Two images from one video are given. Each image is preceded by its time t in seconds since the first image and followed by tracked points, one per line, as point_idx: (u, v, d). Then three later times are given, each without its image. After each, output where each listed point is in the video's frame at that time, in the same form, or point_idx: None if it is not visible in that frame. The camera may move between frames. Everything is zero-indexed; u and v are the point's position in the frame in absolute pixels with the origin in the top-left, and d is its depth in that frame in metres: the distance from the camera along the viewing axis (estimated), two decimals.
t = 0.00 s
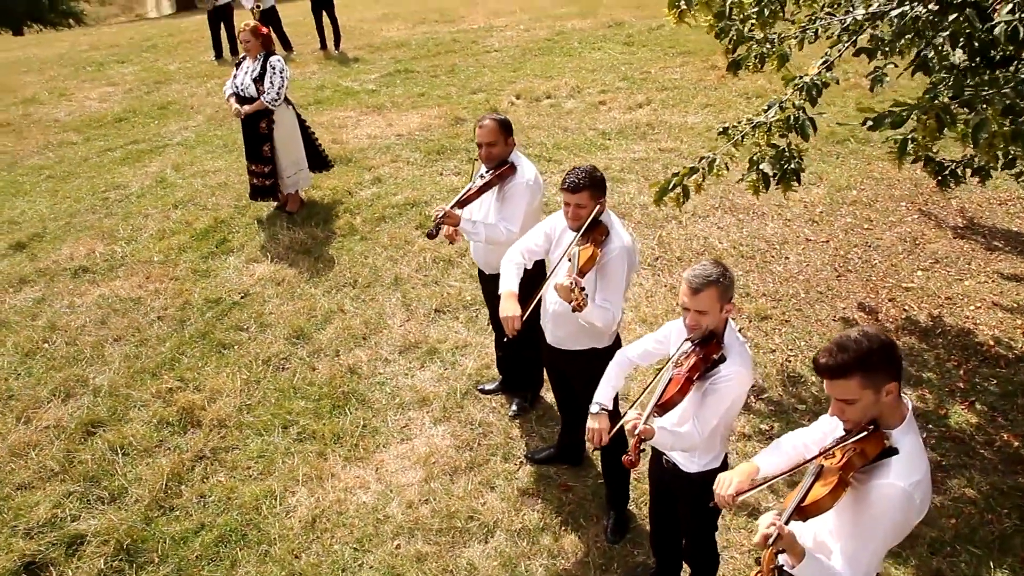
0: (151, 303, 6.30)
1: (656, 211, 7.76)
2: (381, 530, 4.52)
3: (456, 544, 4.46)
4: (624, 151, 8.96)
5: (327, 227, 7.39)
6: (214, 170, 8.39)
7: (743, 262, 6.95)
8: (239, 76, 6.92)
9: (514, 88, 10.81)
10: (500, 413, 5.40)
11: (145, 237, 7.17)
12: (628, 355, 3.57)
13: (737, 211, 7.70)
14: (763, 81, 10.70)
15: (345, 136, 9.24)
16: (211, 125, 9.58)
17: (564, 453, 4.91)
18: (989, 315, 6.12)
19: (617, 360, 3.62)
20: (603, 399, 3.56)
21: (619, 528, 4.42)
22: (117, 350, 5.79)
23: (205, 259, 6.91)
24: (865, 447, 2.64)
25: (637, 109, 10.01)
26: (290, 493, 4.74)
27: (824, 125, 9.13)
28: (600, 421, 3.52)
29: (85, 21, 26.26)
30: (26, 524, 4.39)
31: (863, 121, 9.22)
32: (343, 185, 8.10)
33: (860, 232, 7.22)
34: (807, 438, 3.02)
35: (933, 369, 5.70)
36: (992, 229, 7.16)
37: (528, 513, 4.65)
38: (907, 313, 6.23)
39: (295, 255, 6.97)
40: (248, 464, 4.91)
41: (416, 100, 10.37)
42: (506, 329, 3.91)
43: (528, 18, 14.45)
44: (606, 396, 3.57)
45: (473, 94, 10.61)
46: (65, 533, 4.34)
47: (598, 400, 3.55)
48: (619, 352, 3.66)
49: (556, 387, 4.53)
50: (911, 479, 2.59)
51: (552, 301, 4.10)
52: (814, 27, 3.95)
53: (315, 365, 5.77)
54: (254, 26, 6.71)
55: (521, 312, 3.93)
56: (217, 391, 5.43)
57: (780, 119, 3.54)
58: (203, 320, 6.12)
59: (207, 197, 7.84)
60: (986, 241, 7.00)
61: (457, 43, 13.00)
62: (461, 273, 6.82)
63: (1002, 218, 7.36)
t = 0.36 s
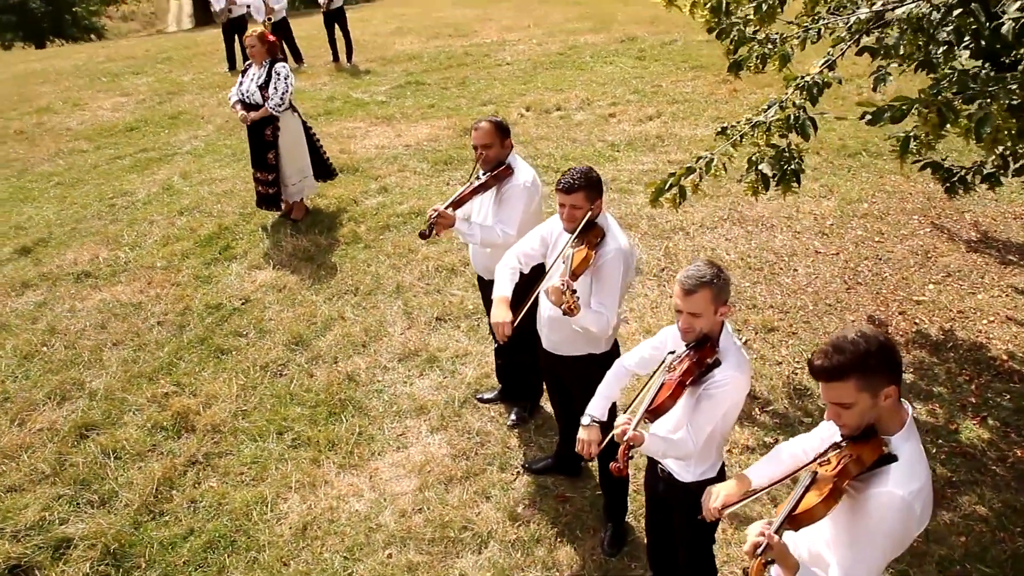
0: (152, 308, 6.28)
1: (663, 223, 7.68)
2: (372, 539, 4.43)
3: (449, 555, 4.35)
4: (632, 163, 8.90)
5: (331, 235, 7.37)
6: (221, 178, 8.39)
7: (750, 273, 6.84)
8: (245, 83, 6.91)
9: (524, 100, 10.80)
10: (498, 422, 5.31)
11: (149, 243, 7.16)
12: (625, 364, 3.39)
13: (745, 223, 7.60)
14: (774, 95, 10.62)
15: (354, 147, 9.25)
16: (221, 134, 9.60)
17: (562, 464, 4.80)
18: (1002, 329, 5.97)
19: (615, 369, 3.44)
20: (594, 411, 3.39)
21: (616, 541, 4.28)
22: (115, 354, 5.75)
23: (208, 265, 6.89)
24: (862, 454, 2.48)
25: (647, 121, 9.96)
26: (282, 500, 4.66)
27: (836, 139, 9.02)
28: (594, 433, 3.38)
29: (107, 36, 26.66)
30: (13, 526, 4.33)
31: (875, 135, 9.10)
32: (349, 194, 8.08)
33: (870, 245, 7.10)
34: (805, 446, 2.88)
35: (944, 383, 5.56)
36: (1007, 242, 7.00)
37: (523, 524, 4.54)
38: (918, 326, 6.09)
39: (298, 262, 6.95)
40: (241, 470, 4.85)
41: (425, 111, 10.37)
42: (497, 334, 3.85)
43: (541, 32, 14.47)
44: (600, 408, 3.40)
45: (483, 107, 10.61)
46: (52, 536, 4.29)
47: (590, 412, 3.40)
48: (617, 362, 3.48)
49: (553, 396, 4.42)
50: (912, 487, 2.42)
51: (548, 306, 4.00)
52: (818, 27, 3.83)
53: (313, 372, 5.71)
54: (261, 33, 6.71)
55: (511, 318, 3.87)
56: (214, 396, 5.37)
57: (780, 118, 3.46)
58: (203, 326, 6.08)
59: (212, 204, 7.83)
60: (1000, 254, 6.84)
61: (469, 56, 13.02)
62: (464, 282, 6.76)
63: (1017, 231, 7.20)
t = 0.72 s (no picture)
0: (157, 316, 6.27)
1: (674, 237, 7.61)
2: (367, 549, 4.35)
3: (444, 567, 4.26)
4: (645, 178, 8.85)
5: (339, 247, 7.36)
6: (233, 189, 8.42)
7: (761, 289, 6.74)
8: (254, 92, 6.94)
9: (537, 116, 10.81)
10: (500, 434, 5.23)
11: (158, 252, 7.18)
12: (622, 374, 3.26)
13: (757, 238, 7.52)
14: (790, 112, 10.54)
15: (366, 160, 9.28)
16: (234, 146, 9.66)
17: (563, 477, 4.69)
18: (1020, 347, 5.82)
19: (613, 381, 3.30)
20: (589, 421, 3.28)
21: (616, 556, 4.17)
22: (118, 361, 5.74)
23: (215, 274, 6.89)
24: (860, 462, 2.38)
25: (660, 137, 9.91)
26: (278, 509, 4.60)
27: (851, 156, 8.92)
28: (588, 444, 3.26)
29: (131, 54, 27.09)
30: (7, 530, 4.30)
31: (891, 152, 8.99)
32: (359, 207, 8.09)
33: (884, 261, 6.99)
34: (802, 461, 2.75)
35: (958, 401, 5.42)
36: None
37: (521, 537, 4.44)
38: (932, 344, 5.96)
39: (305, 273, 6.95)
40: (238, 478, 4.79)
41: (439, 126, 10.39)
42: (491, 342, 3.82)
43: (556, 50, 14.52)
44: (596, 418, 3.28)
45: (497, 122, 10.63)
46: (45, 541, 4.25)
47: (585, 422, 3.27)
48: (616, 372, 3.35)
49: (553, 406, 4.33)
50: (912, 499, 2.30)
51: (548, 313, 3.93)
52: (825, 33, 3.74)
53: (316, 381, 5.67)
54: (272, 43, 6.73)
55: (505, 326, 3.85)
56: (214, 404, 5.34)
57: (783, 121, 3.42)
58: (207, 334, 6.07)
59: (223, 215, 7.86)
60: (1018, 272, 6.69)
61: (485, 73, 13.06)
62: (470, 294, 6.72)
63: None
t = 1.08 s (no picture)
0: (164, 326, 6.29)
1: (684, 255, 7.55)
2: (363, 562, 4.29)
3: None
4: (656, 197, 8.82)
5: (348, 262, 7.38)
6: (245, 203, 8.48)
7: (771, 307, 6.66)
8: (265, 106, 7.00)
9: (551, 135, 10.83)
10: (502, 448, 5.17)
11: (168, 264, 7.21)
12: (619, 383, 3.22)
13: (768, 256, 7.45)
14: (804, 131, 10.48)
15: (378, 177, 9.32)
16: (248, 162, 9.73)
17: (564, 492, 4.61)
18: None
19: (609, 390, 3.25)
20: (585, 432, 3.16)
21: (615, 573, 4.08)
22: (123, 370, 5.74)
23: (224, 286, 6.92)
24: (855, 470, 2.31)
25: (673, 156, 9.89)
26: (275, 520, 4.55)
27: (865, 176, 8.84)
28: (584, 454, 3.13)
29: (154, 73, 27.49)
30: (3, 536, 4.29)
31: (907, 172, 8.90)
32: (369, 223, 8.10)
33: (897, 281, 6.89)
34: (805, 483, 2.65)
35: (971, 422, 5.30)
36: None
37: (519, 553, 4.35)
38: (945, 364, 5.85)
39: (313, 287, 6.96)
40: (237, 489, 4.76)
41: (452, 144, 10.43)
42: (491, 352, 3.78)
43: (572, 71, 14.56)
44: (592, 428, 3.18)
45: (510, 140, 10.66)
46: (40, 547, 4.23)
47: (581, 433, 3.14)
48: (611, 381, 3.32)
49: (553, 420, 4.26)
50: (910, 509, 2.23)
51: (547, 324, 3.90)
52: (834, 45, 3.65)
53: (319, 394, 5.65)
54: (283, 58, 6.77)
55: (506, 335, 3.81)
56: (216, 414, 5.32)
57: (784, 128, 3.44)
58: (212, 345, 6.08)
59: (234, 229, 7.90)
60: None
61: (500, 93, 13.12)
62: (477, 309, 6.70)
63: None
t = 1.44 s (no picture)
0: (171, 337, 6.32)
1: (694, 272, 7.51)
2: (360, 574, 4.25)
3: None
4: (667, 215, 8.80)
5: (357, 276, 7.39)
6: (257, 218, 8.54)
7: (780, 325, 6.60)
8: (278, 120, 7.06)
9: (563, 153, 10.85)
10: (504, 463, 5.12)
11: (178, 277, 7.25)
12: (616, 392, 3.21)
13: (779, 274, 7.39)
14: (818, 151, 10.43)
15: (390, 193, 9.36)
16: (262, 178, 9.80)
17: (566, 507, 4.55)
18: None
19: (605, 397, 3.23)
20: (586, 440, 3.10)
21: None
22: (129, 380, 5.77)
23: (232, 299, 6.95)
24: (850, 480, 2.25)
25: (685, 175, 9.87)
26: (274, 531, 4.52)
27: (879, 196, 8.78)
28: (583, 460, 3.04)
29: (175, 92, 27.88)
30: (3, 542, 4.30)
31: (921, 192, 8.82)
32: (379, 238, 8.13)
33: (910, 300, 6.81)
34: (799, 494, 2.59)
35: (983, 442, 5.20)
36: None
37: (519, 567, 4.29)
38: (957, 384, 5.75)
39: (321, 300, 6.98)
40: (237, 499, 4.74)
41: (465, 161, 10.48)
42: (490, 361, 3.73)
43: (587, 91, 14.62)
44: (589, 436, 3.14)
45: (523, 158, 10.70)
46: (38, 554, 4.22)
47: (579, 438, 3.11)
48: (606, 391, 3.29)
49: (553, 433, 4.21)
50: (907, 520, 2.16)
51: (546, 335, 3.88)
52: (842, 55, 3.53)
53: (323, 406, 5.64)
54: (296, 72, 6.82)
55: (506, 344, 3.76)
56: (219, 425, 5.32)
57: (785, 138, 3.40)
58: (219, 356, 6.09)
59: (245, 243, 7.95)
60: None
61: (515, 112, 13.19)
62: (484, 324, 6.68)
63: None
